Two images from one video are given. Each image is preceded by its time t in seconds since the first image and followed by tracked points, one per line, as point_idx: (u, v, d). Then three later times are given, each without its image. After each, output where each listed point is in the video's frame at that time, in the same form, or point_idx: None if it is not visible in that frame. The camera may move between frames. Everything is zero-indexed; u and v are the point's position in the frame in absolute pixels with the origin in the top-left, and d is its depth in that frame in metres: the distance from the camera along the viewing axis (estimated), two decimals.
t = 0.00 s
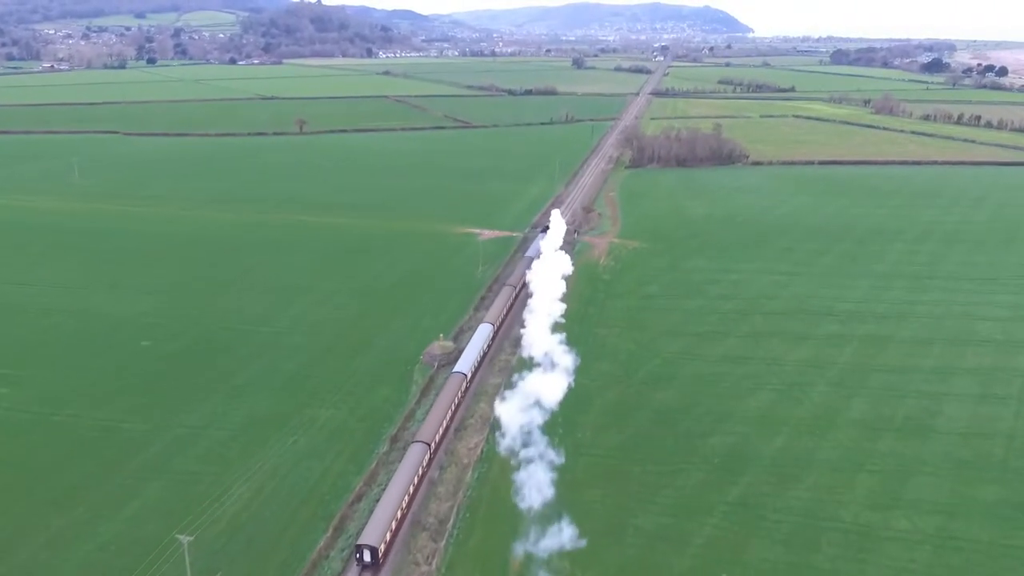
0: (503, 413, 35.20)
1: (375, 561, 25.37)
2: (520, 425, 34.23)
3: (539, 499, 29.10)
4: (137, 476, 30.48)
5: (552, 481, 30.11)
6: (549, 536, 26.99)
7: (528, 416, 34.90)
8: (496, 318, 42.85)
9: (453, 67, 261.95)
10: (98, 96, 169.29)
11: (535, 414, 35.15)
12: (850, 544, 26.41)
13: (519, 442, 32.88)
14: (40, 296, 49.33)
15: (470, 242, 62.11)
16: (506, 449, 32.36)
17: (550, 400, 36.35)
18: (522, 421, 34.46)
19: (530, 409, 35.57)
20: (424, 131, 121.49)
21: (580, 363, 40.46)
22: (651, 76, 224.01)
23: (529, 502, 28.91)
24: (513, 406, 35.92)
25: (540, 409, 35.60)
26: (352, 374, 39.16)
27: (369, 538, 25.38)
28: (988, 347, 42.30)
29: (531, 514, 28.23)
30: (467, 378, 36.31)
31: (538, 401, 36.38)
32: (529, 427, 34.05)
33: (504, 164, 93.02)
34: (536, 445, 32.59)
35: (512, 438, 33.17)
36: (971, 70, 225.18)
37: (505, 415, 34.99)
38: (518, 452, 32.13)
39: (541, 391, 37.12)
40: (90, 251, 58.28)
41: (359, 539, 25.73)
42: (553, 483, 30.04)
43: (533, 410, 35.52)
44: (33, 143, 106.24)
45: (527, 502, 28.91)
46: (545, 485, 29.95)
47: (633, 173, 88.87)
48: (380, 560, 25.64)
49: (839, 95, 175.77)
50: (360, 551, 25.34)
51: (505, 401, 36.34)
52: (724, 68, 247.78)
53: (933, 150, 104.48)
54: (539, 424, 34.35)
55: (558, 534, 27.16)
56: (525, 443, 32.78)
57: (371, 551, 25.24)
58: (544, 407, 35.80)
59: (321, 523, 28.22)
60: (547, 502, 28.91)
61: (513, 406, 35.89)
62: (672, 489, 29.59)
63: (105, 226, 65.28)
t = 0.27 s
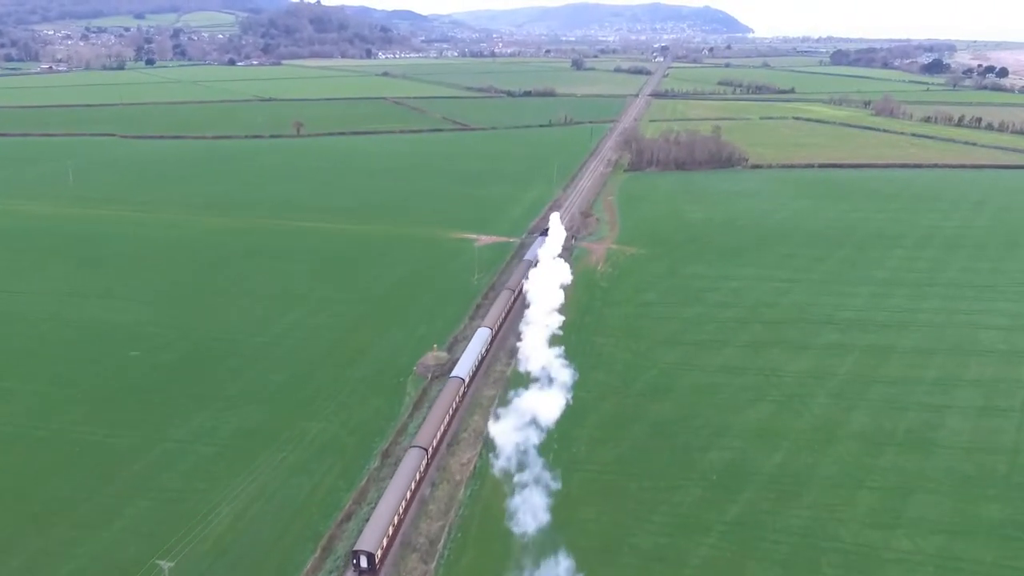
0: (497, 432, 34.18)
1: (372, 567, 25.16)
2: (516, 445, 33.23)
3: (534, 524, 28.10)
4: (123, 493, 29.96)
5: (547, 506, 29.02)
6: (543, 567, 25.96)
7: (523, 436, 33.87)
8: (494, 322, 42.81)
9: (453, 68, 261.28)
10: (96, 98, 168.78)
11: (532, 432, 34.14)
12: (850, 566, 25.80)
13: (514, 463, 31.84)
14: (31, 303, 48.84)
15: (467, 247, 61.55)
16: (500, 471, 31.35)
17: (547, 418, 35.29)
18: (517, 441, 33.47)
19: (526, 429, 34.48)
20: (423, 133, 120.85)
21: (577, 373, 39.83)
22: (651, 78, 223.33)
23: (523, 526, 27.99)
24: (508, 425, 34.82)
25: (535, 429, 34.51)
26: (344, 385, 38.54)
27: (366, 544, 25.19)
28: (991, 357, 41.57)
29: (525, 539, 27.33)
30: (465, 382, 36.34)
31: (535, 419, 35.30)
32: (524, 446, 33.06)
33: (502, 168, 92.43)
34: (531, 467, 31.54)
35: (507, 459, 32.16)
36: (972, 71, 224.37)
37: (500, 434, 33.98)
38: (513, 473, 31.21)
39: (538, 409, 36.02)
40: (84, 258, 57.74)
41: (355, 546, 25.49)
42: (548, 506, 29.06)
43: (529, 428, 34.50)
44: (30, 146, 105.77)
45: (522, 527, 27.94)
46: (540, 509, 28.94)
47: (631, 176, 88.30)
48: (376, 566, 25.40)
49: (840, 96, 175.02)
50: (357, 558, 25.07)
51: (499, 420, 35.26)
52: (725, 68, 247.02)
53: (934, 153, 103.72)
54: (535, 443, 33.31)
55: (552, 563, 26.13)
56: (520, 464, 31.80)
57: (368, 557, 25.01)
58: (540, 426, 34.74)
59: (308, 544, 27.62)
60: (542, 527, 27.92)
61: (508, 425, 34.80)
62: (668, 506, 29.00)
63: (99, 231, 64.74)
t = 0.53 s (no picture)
0: (490, 456, 32.87)
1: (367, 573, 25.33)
2: (509, 470, 31.95)
3: (526, 559, 26.83)
4: (105, 516, 29.27)
5: (541, 539, 27.76)
6: None
7: (517, 460, 32.57)
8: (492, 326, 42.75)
9: (452, 69, 260.38)
10: (93, 100, 167.98)
11: (526, 456, 32.83)
12: None
13: (507, 491, 30.52)
14: (19, 313, 48.11)
15: (463, 254, 60.81)
16: (492, 499, 30.08)
17: (542, 441, 33.94)
18: (510, 466, 32.18)
19: (520, 452, 33.19)
20: (420, 136, 120.04)
21: (572, 387, 39.02)
22: (651, 79, 222.46)
23: (515, 559, 26.82)
24: (501, 448, 33.54)
25: (530, 452, 33.22)
26: (334, 400, 37.78)
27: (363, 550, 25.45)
28: (995, 369, 40.82)
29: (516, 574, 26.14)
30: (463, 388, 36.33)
31: (529, 441, 34.00)
32: (518, 472, 31.78)
33: (500, 172, 91.68)
34: (524, 496, 30.22)
35: (499, 486, 30.87)
36: (972, 72, 223.55)
37: (493, 459, 32.67)
38: (506, 500, 30.00)
39: (532, 430, 34.73)
40: (74, 265, 56.95)
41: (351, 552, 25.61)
42: (541, 539, 27.80)
43: (523, 452, 33.21)
44: (24, 149, 105.04)
45: (513, 562, 26.67)
46: (533, 542, 27.65)
47: (629, 180, 87.53)
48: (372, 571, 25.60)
49: (841, 98, 174.16)
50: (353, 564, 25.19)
51: (492, 443, 34.00)
52: (724, 69, 246.16)
53: (935, 156, 102.99)
54: (529, 469, 31.95)
55: None
56: (513, 491, 30.52)
57: (364, 564, 25.14)
58: (535, 449, 33.48)
59: (293, 570, 26.91)
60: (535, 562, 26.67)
61: (501, 449, 33.51)
62: (664, 528, 28.27)
63: (90, 238, 63.96)
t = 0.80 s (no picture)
0: (483, 479, 31.77)
1: None
2: (503, 494, 30.86)
3: None
4: (88, 535, 28.58)
5: (536, 570, 26.77)
6: None
7: (511, 484, 31.46)
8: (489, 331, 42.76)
9: (450, 69, 259.68)
10: (89, 101, 167.19)
11: (521, 479, 31.73)
12: None
13: (500, 518, 29.41)
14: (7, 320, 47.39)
15: (459, 260, 60.12)
16: (484, 526, 29.00)
17: (537, 463, 32.79)
18: (504, 489, 31.10)
19: (514, 475, 32.08)
20: (417, 138, 119.39)
21: (567, 399, 38.30)
22: (650, 80, 221.87)
23: None
24: (496, 471, 32.41)
25: (525, 474, 32.10)
26: (325, 412, 37.04)
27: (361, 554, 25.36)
28: (998, 380, 40.13)
29: None
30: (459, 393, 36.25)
31: (525, 463, 32.89)
32: (513, 496, 30.72)
33: (497, 175, 91.02)
34: (519, 524, 29.10)
35: (492, 512, 29.78)
36: (972, 73, 222.95)
37: (487, 483, 31.56)
38: (499, 526, 28.96)
39: (528, 450, 33.63)
40: (64, 271, 56.25)
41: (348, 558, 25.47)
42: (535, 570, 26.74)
43: (518, 474, 32.11)
44: (18, 152, 104.34)
45: None
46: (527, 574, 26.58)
47: (627, 184, 86.86)
48: None
49: (840, 99, 173.52)
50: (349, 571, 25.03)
51: (486, 463, 32.95)
52: (723, 70, 245.49)
53: (935, 159, 102.36)
54: (524, 494, 30.82)
55: None
56: (507, 517, 29.45)
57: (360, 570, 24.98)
58: (530, 470, 32.39)
59: None
60: None
61: (495, 471, 32.40)
62: (660, 548, 27.61)
63: (81, 243, 63.25)
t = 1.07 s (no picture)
0: (475, 507, 30.63)
1: None
2: (495, 523, 29.70)
3: None
4: (69, 560, 27.91)
5: None
6: None
7: (504, 512, 30.27)
8: (486, 336, 43.17)
9: (449, 71, 258.89)
10: (85, 104, 166.46)
11: (514, 507, 30.58)
12: None
13: (492, 550, 28.22)
14: None
15: (454, 268, 59.42)
16: (475, 558, 27.90)
17: (531, 490, 31.59)
18: (496, 518, 29.96)
19: (507, 503, 30.88)
20: (414, 141, 118.61)
21: (562, 415, 37.48)
22: (649, 82, 221.04)
23: None
24: (488, 499, 31.17)
25: (519, 502, 30.91)
26: (314, 429, 36.31)
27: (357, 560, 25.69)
28: (1001, 393, 39.40)
29: None
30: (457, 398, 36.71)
31: (518, 489, 31.76)
32: (505, 525, 29.52)
33: (494, 179, 90.32)
34: (511, 556, 27.94)
35: (484, 542, 28.63)
36: (972, 74, 222.05)
37: (479, 511, 30.39)
38: (491, 558, 27.84)
39: (522, 476, 32.46)
40: (53, 280, 55.57)
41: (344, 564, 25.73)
42: None
43: (511, 501, 30.95)
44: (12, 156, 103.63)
45: None
46: None
47: (625, 189, 86.17)
48: None
49: (840, 101, 172.59)
50: None
51: (479, 490, 31.85)
52: (723, 72, 244.67)
53: (935, 162, 101.62)
54: (517, 523, 29.63)
55: None
56: (499, 549, 28.29)
57: None
58: (524, 497, 31.20)
59: None
60: None
61: (486, 499, 31.18)
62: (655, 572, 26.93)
63: (72, 251, 62.53)
